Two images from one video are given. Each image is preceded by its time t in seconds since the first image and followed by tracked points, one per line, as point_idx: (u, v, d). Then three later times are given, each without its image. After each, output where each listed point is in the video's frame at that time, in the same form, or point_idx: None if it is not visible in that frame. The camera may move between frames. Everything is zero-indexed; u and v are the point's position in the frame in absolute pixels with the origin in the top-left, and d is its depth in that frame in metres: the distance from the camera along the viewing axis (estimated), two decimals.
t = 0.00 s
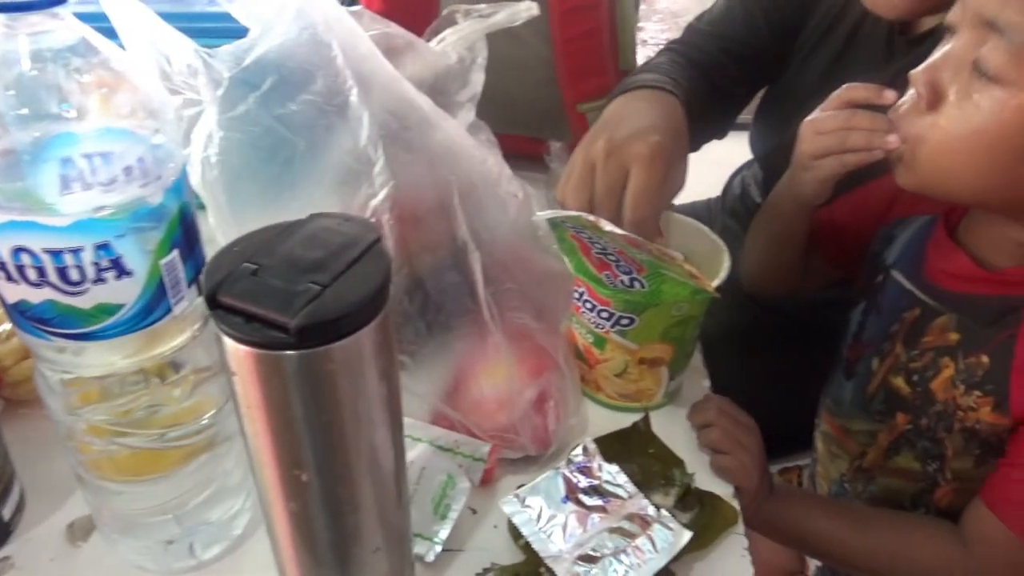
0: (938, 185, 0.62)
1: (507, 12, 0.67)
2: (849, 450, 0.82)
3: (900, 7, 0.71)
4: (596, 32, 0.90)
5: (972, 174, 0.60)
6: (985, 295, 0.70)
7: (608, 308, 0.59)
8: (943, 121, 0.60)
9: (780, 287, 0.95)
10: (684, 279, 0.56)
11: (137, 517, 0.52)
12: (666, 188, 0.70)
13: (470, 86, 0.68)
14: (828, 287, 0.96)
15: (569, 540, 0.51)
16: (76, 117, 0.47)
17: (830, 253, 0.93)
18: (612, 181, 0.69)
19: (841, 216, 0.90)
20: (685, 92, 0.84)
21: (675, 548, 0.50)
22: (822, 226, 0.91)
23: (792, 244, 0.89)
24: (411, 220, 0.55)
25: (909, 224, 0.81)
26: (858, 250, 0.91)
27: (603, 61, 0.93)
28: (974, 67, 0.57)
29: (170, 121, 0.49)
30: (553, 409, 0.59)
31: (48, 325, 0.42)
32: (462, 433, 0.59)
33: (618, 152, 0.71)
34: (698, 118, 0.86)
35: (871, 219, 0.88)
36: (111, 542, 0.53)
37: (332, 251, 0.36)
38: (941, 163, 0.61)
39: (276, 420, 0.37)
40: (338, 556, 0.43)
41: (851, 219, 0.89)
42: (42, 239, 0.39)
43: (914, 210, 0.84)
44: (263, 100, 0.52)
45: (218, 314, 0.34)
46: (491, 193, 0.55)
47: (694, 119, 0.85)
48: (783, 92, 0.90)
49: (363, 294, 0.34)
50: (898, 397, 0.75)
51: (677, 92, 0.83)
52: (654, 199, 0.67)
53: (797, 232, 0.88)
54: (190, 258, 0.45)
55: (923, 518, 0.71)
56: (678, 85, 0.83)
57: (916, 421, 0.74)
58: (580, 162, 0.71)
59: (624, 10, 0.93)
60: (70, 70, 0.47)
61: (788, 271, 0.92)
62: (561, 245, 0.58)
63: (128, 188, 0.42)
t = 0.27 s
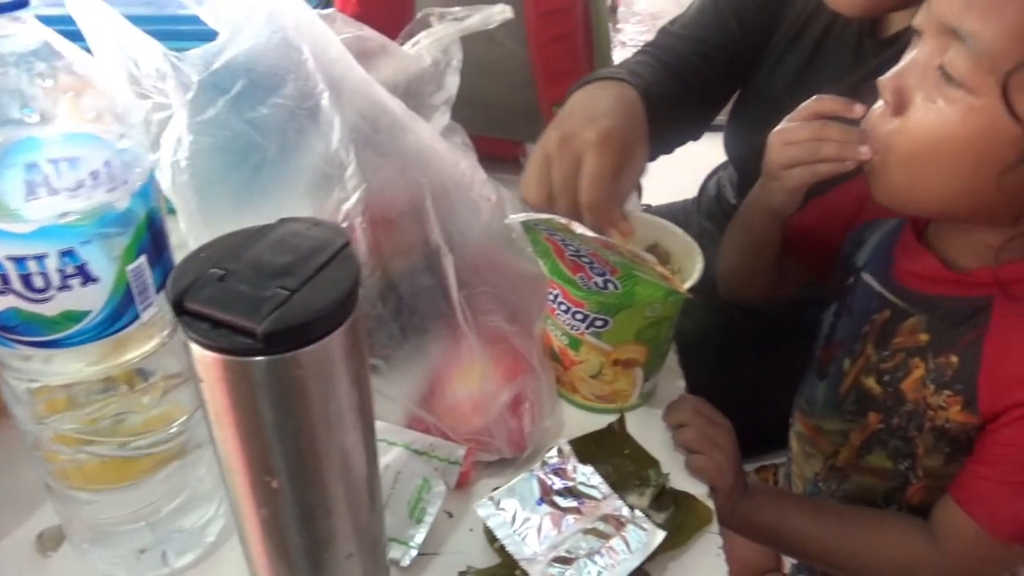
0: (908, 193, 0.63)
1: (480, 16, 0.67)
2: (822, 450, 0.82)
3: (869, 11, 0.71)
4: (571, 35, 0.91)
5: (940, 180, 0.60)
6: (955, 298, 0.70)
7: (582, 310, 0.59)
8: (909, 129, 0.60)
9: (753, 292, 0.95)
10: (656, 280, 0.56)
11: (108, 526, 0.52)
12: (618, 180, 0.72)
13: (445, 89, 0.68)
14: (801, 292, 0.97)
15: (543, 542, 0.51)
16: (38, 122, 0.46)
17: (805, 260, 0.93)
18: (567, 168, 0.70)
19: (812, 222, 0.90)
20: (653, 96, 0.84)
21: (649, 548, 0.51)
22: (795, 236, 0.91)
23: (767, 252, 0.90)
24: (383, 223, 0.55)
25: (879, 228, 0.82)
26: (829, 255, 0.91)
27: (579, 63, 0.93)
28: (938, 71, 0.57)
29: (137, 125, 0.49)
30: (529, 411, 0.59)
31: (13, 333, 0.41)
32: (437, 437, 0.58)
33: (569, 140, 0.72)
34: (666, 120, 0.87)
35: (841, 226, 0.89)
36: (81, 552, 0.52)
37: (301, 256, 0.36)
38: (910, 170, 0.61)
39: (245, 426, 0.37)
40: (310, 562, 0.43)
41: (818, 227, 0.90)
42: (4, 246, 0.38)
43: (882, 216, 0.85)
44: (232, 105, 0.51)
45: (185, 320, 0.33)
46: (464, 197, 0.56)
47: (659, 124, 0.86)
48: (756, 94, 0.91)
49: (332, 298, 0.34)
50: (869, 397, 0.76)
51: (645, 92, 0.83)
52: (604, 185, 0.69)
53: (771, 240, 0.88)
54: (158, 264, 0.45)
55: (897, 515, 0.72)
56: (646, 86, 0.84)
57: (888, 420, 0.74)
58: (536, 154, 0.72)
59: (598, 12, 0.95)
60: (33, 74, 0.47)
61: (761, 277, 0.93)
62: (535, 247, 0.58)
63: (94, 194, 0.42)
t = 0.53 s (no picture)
0: (878, 194, 0.63)
1: (452, 20, 0.67)
2: (798, 451, 0.83)
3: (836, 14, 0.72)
4: (545, 40, 0.92)
5: (908, 182, 0.61)
6: (925, 302, 0.71)
7: (556, 314, 0.59)
8: (877, 127, 0.61)
9: (731, 300, 0.94)
10: (627, 283, 0.56)
11: (77, 538, 0.51)
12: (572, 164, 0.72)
13: (419, 94, 0.68)
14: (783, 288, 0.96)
15: (517, 547, 0.51)
16: None
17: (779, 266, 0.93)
18: (526, 150, 0.70)
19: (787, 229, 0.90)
20: (623, 101, 0.84)
21: (622, 551, 0.51)
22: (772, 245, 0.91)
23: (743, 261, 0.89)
24: (353, 230, 0.56)
25: (849, 230, 0.83)
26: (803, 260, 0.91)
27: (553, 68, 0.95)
28: (906, 70, 0.58)
29: (103, 134, 0.49)
30: (504, 416, 0.59)
31: None
32: (413, 443, 0.58)
33: (526, 124, 0.72)
34: (637, 122, 0.87)
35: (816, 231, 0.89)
36: (50, 565, 0.51)
37: (268, 265, 0.36)
38: (879, 170, 0.62)
39: (212, 435, 0.37)
40: (282, 571, 0.43)
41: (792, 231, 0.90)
42: None
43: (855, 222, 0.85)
44: (200, 111, 0.51)
45: (150, 331, 0.33)
46: (437, 203, 0.57)
47: (626, 128, 0.86)
48: (729, 97, 0.92)
49: (298, 307, 0.34)
50: (842, 399, 0.76)
51: (615, 92, 0.84)
52: (559, 165, 0.69)
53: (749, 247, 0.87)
54: (124, 273, 0.45)
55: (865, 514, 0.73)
56: (617, 88, 0.84)
57: (860, 421, 0.75)
58: (495, 143, 0.71)
59: (571, 16, 0.97)
60: None
61: (739, 286, 0.92)
62: (509, 251, 0.58)
63: (58, 204, 0.41)
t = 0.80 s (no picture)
0: (845, 196, 0.64)
1: (421, 23, 0.66)
2: (772, 454, 0.83)
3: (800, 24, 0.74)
4: (517, 43, 0.92)
5: (873, 182, 0.62)
6: (893, 308, 0.71)
7: (526, 316, 0.59)
8: (844, 127, 0.61)
9: (707, 321, 0.92)
10: (597, 285, 0.56)
11: (40, 547, 0.50)
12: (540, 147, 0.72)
13: (388, 96, 0.67)
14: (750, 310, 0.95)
15: (487, 549, 0.51)
16: None
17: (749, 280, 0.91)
18: (493, 136, 0.71)
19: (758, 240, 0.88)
20: (590, 104, 0.86)
21: (592, 551, 0.51)
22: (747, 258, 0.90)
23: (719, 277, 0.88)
24: (322, 233, 0.55)
25: (819, 236, 0.83)
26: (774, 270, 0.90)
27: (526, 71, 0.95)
28: (871, 71, 0.59)
29: (61, 138, 0.50)
30: (475, 417, 0.58)
31: None
32: (384, 446, 0.57)
33: (494, 110, 0.72)
34: (605, 126, 0.89)
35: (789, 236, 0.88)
36: None
37: (230, 268, 0.35)
38: (844, 171, 0.63)
39: (174, 441, 0.36)
40: None
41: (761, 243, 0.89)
42: None
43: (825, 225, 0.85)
44: (163, 114, 0.51)
45: (109, 336, 0.33)
46: (404, 207, 0.58)
47: (593, 131, 0.87)
48: (698, 101, 0.93)
49: (261, 310, 0.34)
50: (815, 403, 0.77)
51: (586, 96, 0.85)
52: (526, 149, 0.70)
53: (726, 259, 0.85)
54: (83, 278, 0.44)
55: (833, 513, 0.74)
56: (585, 90, 0.85)
57: (833, 425, 0.75)
58: (464, 135, 0.72)
59: (542, 18, 0.97)
60: None
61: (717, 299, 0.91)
62: (478, 254, 0.58)
63: (14, 208, 0.42)
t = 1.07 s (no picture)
0: (826, 196, 0.65)
1: (397, 27, 0.66)
2: (756, 457, 0.83)
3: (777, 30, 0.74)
4: (497, 45, 0.91)
5: (851, 182, 0.62)
6: (875, 311, 0.70)
7: (506, 319, 0.59)
8: (825, 127, 0.62)
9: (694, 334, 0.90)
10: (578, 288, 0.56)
11: (16, 560, 0.49)
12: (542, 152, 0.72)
13: (366, 100, 0.67)
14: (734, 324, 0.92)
15: (468, 553, 0.51)
16: None
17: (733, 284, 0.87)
18: (489, 136, 0.72)
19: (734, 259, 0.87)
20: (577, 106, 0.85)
21: (573, 554, 0.51)
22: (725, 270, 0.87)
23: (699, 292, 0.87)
24: (299, 238, 0.55)
25: (799, 239, 0.81)
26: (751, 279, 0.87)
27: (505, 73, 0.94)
28: (852, 75, 0.59)
29: (33, 143, 0.50)
30: (456, 422, 0.58)
31: None
32: (364, 452, 0.57)
33: (494, 113, 0.73)
34: (588, 131, 0.89)
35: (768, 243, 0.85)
36: None
37: (202, 275, 0.35)
38: (824, 172, 0.63)
39: (148, 450, 0.36)
40: None
41: (739, 254, 0.87)
42: None
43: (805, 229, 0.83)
44: (137, 119, 0.51)
45: (79, 345, 0.33)
46: (381, 211, 0.58)
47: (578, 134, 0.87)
48: (677, 104, 0.93)
49: (234, 317, 0.33)
50: (799, 407, 0.76)
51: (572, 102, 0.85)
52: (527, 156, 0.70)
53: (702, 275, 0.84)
54: (53, 286, 0.44)
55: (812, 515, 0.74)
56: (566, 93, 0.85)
57: (816, 430, 0.74)
58: (461, 134, 0.74)
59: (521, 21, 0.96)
60: None
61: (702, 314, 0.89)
62: (458, 257, 0.58)
63: None
